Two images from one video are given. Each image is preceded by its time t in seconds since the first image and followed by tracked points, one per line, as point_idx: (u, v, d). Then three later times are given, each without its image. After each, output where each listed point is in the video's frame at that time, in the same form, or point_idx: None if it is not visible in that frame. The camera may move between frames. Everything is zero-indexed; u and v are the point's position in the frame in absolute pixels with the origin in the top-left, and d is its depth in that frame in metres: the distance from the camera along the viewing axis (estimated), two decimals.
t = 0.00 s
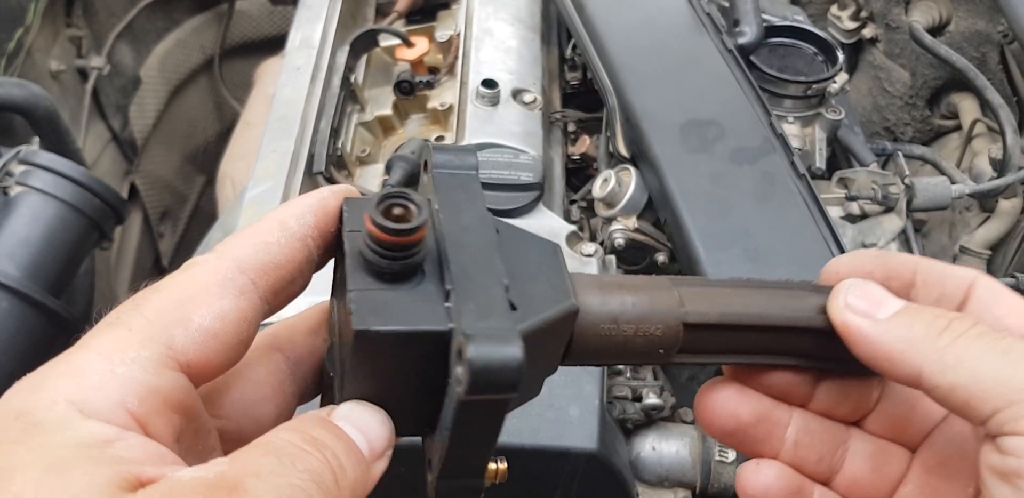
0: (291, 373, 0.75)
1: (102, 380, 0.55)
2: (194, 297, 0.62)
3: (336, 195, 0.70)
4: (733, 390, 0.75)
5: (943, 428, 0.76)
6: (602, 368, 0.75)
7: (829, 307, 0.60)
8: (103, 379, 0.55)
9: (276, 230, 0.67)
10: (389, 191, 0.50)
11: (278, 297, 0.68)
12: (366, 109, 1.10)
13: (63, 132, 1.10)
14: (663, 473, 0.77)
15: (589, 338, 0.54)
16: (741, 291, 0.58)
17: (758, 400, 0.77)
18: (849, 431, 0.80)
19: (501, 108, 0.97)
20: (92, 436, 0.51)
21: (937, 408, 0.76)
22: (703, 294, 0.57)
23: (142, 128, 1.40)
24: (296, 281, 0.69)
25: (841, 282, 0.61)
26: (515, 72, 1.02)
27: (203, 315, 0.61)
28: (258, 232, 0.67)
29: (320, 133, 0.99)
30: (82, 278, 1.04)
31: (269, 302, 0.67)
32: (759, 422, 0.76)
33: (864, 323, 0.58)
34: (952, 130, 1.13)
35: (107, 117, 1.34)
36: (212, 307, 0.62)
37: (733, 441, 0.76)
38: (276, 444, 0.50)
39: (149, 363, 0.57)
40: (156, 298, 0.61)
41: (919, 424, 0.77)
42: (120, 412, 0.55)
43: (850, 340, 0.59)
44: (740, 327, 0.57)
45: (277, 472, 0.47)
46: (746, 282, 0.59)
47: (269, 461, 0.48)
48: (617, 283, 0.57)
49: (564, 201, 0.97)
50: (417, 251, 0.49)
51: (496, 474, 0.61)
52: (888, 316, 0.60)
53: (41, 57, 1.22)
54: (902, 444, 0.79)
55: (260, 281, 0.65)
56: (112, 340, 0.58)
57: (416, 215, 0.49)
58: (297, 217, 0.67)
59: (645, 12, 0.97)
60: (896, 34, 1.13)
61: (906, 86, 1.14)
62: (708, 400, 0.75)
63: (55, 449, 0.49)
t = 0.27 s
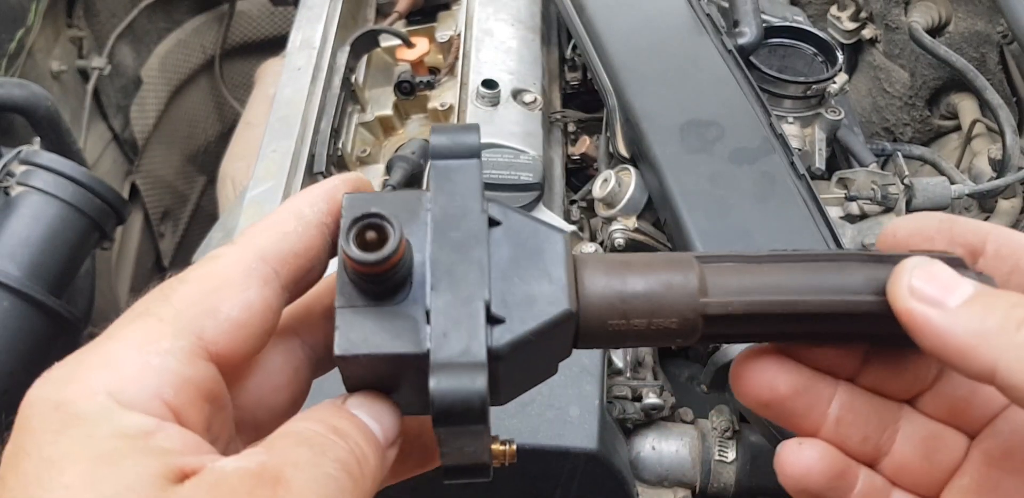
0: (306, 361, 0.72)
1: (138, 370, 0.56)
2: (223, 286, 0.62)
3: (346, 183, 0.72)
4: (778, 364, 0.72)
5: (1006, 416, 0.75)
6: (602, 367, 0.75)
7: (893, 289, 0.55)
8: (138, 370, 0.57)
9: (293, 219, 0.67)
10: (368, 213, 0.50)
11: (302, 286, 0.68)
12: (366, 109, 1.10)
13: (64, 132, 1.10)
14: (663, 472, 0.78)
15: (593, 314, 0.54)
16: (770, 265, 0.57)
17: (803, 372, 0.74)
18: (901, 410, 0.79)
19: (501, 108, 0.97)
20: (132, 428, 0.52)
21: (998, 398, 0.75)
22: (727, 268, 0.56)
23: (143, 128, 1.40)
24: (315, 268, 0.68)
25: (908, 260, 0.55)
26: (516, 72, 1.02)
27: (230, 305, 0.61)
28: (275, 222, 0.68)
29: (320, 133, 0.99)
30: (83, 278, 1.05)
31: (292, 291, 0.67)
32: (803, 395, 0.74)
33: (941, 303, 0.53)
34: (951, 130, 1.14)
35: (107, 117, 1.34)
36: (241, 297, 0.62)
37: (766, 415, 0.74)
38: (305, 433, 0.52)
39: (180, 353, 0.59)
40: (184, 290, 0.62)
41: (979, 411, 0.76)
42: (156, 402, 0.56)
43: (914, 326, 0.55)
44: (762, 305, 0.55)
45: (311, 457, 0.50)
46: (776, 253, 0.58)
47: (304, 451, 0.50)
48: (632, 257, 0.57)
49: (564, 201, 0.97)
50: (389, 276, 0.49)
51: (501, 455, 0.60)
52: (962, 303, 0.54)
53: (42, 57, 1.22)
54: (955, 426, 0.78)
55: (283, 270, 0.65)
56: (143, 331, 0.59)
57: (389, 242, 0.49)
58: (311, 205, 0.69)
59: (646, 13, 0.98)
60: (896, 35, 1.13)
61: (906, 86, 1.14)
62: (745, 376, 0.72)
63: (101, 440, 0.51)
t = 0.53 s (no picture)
0: (323, 349, 0.72)
1: (148, 367, 0.56)
2: (236, 281, 0.62)
3: (374, 177, 0.70)
4: (795, 375, 0.76)
5: None
6: (602, 368, 0.74)
7: (918, 309, 0.57)
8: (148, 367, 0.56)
9: (315, 212, 0.66)
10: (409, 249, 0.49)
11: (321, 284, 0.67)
12: (365, 108, 1.09)
13: (61, 131, 1.10)
14: (664, 474, 0.77)
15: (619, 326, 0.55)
16: (798, 282, 0.58)
17: (818, 382, 0.78)
18: (923, 421, 0.81)
19: (501, 108, 0.97)
20: (143, 426, 0.52)
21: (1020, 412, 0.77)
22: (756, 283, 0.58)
23: (141, 128, 1.40)
24: (336, 266, 0.67)
25: (932, 280, 0.57)
26: (516, 71, 1.02)
27: (242, 301, 0.61)
28: (296, 215, 0.67)
29: (319, 133, 0.99)
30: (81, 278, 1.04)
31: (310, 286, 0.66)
32: (822, 402, 0.78)
33: (966, 323, 0.55)
34: (953, 130, 1.13)
35: (106, 117, 1.34)
36: (253, 292, 0.61)
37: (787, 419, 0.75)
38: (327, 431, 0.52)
39: (190, 349, 0.58)
40: (198, 285, 0.61)
41: (1001, 423, 0.78)
42: (166, 399, 0.55)
43: (940, 344, 0.57)
44: (788, 320, 0.57)
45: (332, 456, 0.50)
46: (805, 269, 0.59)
47: (324, 451, 0.50)
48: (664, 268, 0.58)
49: (564, 201, 0.96)
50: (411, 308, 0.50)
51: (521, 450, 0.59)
52: (986, 322, 0.57)
53: (40, 56, 1.21)
54: (977, 439, 0.80)
55: (302, 266, 0.64)
56: (154, 326, 0.59)
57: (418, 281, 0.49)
58: (335, 199, 0.67)
59: (646, 11, 0.97)
60: (896, 34, 1.14)
61: (908, 86, 1.13)
62: (769, 385, 0.74)
63: (111, 441, 0.50)
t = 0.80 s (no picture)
0: (323, 347, 0.72)
1: (144, 370, 0.56)
2: (235, 282, 0.62)
3: (376, 180, 0.71)
4: (795, 375, 0.77)
5: None
6: (602, 367, 0.74)
7: (920, 309, 0.57)
8: (144, 370, 0.56)
9: (315, 213, 0.67)
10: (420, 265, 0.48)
11: (320, 284, 0.68)
12: (365, 108, 1.09)
13: (61, 131, 1.10)
14: (664, 474, 0.77)
15: (626, 328, 0.55)
16: (801, 284, 0.58)
17: (818, 381, 0.79)
18: (925, 419, 0.81)
19: (501, 108, 0.97)
20: (139, 430, 0.52)
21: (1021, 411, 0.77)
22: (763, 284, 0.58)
23: (141, 128, 1.40)
24: (336, 267, 0.68)
25: (934, 281, 0.58)
26: (516, 71, 1.02)
27: (240, 302, 0.61)
28: (296, 216, 0.67)
29: (319, 133, 0.99)
30: (81, 278, 1.04)
31: (309, 287, 0.67)
32: (822, 401, 0.79)
33: (966, 322, 0.56)
34: (953, 130, 1.13)
35: (106, 117, 1.34)
36: (251, 293, 0.61)
37: (788, 418, 0.76)
38: (326, 433, 0.52)
39: (186, 351, 0.58)
40: (196, 286, 0.61)
41: (1003, 421, 0.78)
42: (162, 402, 0.55)
43: (941, 344, 0.57)
44: (794, 323, 0.57)
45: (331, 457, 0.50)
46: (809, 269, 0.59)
47: (324, 453, 0.50)
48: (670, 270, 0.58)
49: (564, 200, 0.96)
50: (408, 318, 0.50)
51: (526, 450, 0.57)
52: (986, 321, 0.57)
53: (40, 56, 1.21)
54: (980, 437, 0.80)
55: (300, 266, 0.65)
56: (150, 328, 0.58)
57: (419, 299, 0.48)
58: (335, 201, 0.68)
59: (646, 11, 0.97)
60: (897, 34, 1.13)
61: (908, 85, 1.13)
62: (772, 387, 0.75)
63: (107, 444, 0.50)
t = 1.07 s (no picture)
0: (324, 345, 0.73)
1: (142, 365, 0.56)
2: (235, 278, 0.62)
3: (377, 181, 0.71)
4: (789, 374, 0.78)
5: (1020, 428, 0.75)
6: (602, 367, 0.74)
7: (911, 309, 0.57)
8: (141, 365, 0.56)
9: (314, 213, 0.67)
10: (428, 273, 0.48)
11: (320, 283, 0.67)
12: (365, 108, 1.09)
13: (61, 131, 1.10)
14: (664, 473, 0.77)
15: (625, 330, 0.55)
16: (798, 285, 0.58)
17: (813, 379, 0.80)
18: (918, 418, 0.81)
19: (501, 108, 0.97)
20: (131, 422, 0.51)
21: (1012, 412, 0.76)
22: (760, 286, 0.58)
23: (141, 128, 1.40)
24: (335, 266, 0.68)
25: (924, 281, 0.58)
26: (516, 71, 1.02)
27: (237, 299, 0.61)
28: (297, 217, 0.67)
29: (319, 133, 0.99)
30: (81, 278, 1.04)
31: (308, 286, 0.67)
32: (815, 399, 0.79)
33: (954, 322, 0.56)
34: (953, 130, 1.13)
35: (106, 117, 1.34)
36: (249, 290, 0.61)
37: (783, 416, 0.76)
38: (329, 416, 0.50)
39: (183, 346, 0.58)
40: (194, 282, 0.61)
41: (994, 421, 0.77)
42: (158, 396, 0.55)
43: (930, 343, 0.58)
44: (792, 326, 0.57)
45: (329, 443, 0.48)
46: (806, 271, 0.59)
47: (323, 435, 0.48)
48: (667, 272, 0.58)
49: (564, 200, 0.96)
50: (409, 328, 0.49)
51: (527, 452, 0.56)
52: (975, 321, 0.57)
53: (40, 57, 1.21)
54: (973, 437, 0.80)
55: (299, 265, 0.65)
56: (149, 324, 0.59)
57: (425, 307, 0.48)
58: (336, 202, 0.68)
59: (646, 11, 0.97)
60: (897, 34, 1.13)
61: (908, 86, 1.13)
62: (766, 386, 0.75)
63: (99, 437, 0.50)
